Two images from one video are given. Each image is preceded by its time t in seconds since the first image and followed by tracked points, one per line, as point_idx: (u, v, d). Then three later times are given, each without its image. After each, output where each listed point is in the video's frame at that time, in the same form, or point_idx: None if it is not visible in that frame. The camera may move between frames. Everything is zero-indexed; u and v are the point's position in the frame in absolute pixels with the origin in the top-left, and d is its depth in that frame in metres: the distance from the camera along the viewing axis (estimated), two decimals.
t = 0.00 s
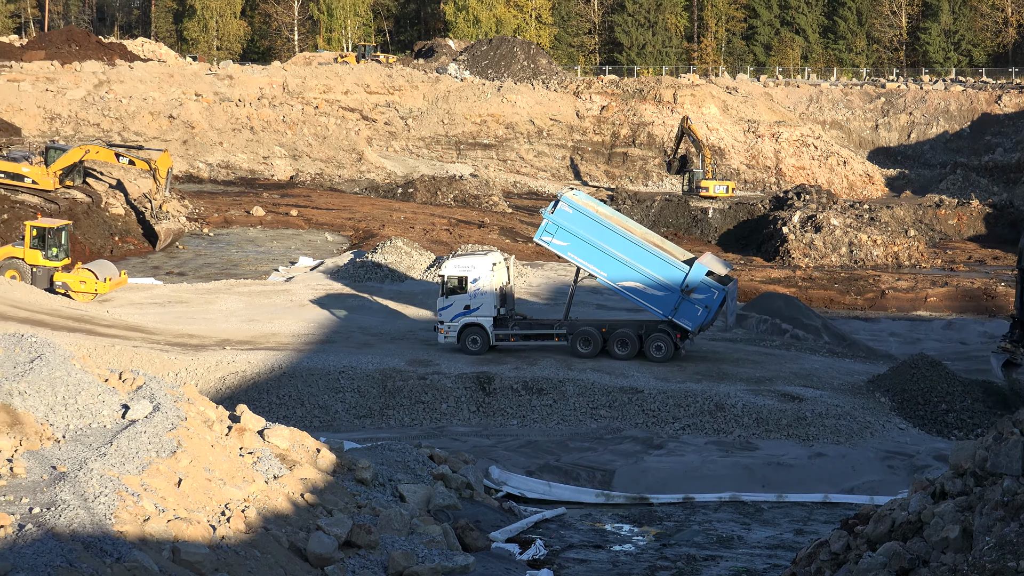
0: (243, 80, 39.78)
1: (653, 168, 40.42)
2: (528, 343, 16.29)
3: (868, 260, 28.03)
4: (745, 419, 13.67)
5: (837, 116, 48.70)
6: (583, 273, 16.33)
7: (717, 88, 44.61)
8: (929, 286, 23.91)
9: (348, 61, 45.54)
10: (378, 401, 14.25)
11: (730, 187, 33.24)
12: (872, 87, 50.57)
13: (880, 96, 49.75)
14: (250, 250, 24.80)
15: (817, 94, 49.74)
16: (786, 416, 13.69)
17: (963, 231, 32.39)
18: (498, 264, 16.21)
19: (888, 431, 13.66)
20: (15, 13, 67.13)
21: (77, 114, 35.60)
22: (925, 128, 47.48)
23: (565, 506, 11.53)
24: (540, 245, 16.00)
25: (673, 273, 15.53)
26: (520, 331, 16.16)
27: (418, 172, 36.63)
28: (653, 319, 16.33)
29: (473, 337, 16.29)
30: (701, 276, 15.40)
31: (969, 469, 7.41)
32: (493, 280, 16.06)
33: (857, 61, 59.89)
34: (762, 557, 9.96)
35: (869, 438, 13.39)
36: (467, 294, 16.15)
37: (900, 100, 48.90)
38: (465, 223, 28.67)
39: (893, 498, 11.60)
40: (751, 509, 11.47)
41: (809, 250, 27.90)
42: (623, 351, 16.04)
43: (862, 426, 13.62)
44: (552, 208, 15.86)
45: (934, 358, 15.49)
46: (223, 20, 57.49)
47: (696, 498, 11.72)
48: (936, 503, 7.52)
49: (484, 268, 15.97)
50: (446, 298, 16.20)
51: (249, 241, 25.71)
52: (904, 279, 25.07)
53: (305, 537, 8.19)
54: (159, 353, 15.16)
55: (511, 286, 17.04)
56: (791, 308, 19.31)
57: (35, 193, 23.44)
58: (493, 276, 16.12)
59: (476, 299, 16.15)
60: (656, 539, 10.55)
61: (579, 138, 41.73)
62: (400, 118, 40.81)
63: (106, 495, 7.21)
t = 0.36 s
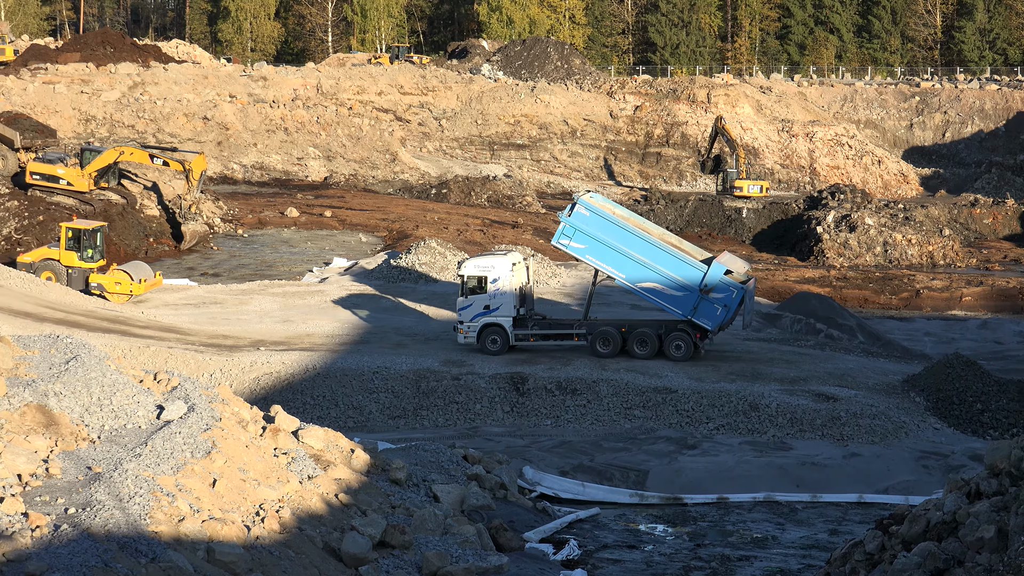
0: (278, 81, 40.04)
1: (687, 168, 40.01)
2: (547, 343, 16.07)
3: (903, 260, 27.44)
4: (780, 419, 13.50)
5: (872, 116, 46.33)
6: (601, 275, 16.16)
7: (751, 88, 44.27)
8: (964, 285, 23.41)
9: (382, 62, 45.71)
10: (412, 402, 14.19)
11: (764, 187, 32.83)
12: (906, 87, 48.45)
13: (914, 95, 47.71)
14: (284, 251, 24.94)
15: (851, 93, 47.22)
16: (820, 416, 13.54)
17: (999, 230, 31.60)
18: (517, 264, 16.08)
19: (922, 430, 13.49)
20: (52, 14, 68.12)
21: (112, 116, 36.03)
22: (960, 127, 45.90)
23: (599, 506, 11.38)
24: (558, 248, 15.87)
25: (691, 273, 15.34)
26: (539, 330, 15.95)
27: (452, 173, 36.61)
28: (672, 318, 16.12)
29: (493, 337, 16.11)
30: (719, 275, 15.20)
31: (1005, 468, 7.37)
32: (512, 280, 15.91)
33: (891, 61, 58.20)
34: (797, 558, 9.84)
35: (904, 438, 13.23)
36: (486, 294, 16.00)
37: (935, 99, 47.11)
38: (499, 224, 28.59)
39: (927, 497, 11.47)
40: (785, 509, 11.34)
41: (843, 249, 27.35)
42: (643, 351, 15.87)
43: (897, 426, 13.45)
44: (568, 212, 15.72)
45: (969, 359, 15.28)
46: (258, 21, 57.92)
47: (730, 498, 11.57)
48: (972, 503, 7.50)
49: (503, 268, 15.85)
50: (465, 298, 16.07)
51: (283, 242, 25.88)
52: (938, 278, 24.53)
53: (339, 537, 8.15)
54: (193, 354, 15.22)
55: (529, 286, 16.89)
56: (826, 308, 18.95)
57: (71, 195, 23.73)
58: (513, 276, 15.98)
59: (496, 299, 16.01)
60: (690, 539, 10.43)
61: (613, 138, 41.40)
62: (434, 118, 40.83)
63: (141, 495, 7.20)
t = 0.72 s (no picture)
0: (309, 79, 40.27)
1: (718, 167, 39.67)
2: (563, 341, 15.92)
3: (934, 259, 26.94)
4: (810, 419, 13.36)
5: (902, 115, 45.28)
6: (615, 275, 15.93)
7: (781, 87, 43.77)
8: (996, 285, 23.00)
9: (412, 61, 45.75)
10: (442, 400, 14.14)
11: (795, 186, 32.45)
12: (938, 85, 47.21)
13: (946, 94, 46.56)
14: (315, 249, 25.07)
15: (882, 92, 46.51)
16: (850, 415, 13.39)
17: None
18: (533, 263, 15.96)
19: (953, 430, 13.27)
20: (84, 13, 68.81)
21: (143, 114, 36.42)
22: (992, 126, 44.50)
23: (629, 506, 11.26)
24: (572, 249, 15.61)
25: (706, 271, 15.13)
26: (555, 329, 15.80)
27: (483, 171, 36.59)
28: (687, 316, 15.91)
29: (508, 336, 15.95)
30: (734, 274, 15.02)
31: None
32: (528, 279, 15.78)
33: (923, 60, 57.23)
34: (827, 557, 9.76)
35: (934, 438, 13.04)
36: (502, 292, 15.84)
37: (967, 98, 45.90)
38: (529, 222, 28.50)
39: (957, 497, 11.43)
40: (815, 509, 11.26)
41: (874, 248, 26.82)
42: (658, 349, 15.65)
43: (928, 426, 13.25)
44: (581, 213, 15.47)
45: (1001, 359, 14.96)
46: (289, 20, 58.32)
47: (760, 497, 11.52)
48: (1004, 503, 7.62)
49: (519, 266, 15.72)
50: (481, 296, 15.90)
51: (314, 241, 26.01)
52: (970, 277, 24.08)
53: (369, 536, 8.11)
54: (224, 352, 15.27)
55: (545, 285, 16.75)
56: (857, 307, 18.54)
57: (102, 193, 24.00)
58: (528, 274, 15.84)
59: (511, 297, 15.86)
60: (720, 538, 10.33)
61: (643, 137, 41.09)
62: (464, 117, 40.82)
63: (172, 493, 7.21)
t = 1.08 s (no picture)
0: (336, 79, 40.45)
1: (744, 166, 39.30)
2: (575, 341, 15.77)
3: (961, 257, 26.51)
4: (837, 418, 13.18)
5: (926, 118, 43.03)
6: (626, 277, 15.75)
7: (808, 86, 43.24)
8: None
9: (438, 60, 45.88)
10: (468, 400, 14.08)
11: (822, 185, 32.12)
12: (964, 83, 46.05)
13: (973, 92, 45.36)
14: (340, 249, 25.15)
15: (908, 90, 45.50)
16: (877, 415, 13.19)
17: None
18: (545, 262, 15.81)
19: (981, 430, 13.04)
20: (112, 14, 69.41)
21: (170, 114, 36.75)
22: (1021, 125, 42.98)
23: (655, 505, 11.14)
24: (581, 252, 15.44)
25: (717, 270, 14.96)
26: (567, 328, 15.66)
27: (509, 171, 36.54)
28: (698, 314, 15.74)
29: (520, 335, 15.77)
30: (745, 271, 14.85)
31: None
32: (540, 278, 15.63)
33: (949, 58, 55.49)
34: (854, 557, 9.60)
35: (963, 438, 12.80)
36: (513, 292, 15.69)
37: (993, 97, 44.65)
38: (555, 222, 28.39)
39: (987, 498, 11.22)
40: (842, 509, 11.08)
41: (901, 248, 26.43)
42: (670, 348, 15.48)
43: (956, 425, 13.02)
44: (590, 215, 15.31)
45: None
46: (316, 20, 58.66)
47: (786, 497, 11.35)
48: None
49: (531, 265, 15.57)
50: (493, 296, 15.74)
51: (340, 240, 26.10)
52: (1000, 276, 23.66)
53: (395, 534, 8.08)
54: (251, 351, 15.32)
55: (556, 285, 16.57)
56: (884, 306, 18.25)
57: (128, 193, 24.22)
58: (541, 274, 15.68)
59: (523, 297, 15.69)
60: (746, 538, 10.19)
61: (669, 136, 40.79)
62: (490, 117, 40.75)
63: (198, 492, 7.21)
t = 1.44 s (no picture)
0: (355, 79, 40.58)
1: (764, 165, 39.01)
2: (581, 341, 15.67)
3: (980, 257, 26.12)
4: (857, 417, 13.06)
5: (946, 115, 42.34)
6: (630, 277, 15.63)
7: (828, 85, 42.81)
8: None
9: (458, 60, 45.93)
10: (487, 399, 14.03)
11: (842, 184, 31.80)
12: (984, 83, 45.21)
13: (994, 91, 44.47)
14: (360, 249, 25.19)
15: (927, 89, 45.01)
16: (897, 414, 13.06)
17: None
18: (550, 262, 15.71)
19: (1001, 429, 12.89)
20: (132, 14, 69.87)
21: (190, 114, 36.94)
22: None
23: (674, 505, 11.03)
24: (585, 254, 15.31)
25: (721, 269, 14.86)
26: (573, 327, 15.56)
27: (528, 170, 36.49)
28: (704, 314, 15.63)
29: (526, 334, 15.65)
30: (749, 270, 14.76)
31: None
32: (546, 277, 15.53)
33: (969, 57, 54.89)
34: (874, 556, 9.48)
35: (984, 437, 12.64)
36: (519, 291, 15.60)
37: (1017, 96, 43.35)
38: (574, 221, 28.28)
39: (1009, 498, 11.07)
40: (862, 508, 10.96)
41: (920, 247, 26.09)
42: (676, 347, 15.38)
43: (976, 425, 12.86)
44: (594, 216, 15.19)
45: None
46: (335, 20, 58.86)
47: (806, 496, 11.23)
48: None
49: (536, 265, 15.47)
50: (498, 295, 15.66)
51: (359, 240, 26.17)
52: None
53: (415, 534, 8.05)
54: (271, 351, 15.35)
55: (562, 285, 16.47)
56: (903, 306, 18.00)
57: (148, 193, 24.37)
58: (546, 274, 15.59)
59: (529, 296, 15.59)
60: (765, 537, 10.08)
61: (689, 135, 40.57)
62: (510, 116, 40.67)
63: (218, 492, 7.21)
